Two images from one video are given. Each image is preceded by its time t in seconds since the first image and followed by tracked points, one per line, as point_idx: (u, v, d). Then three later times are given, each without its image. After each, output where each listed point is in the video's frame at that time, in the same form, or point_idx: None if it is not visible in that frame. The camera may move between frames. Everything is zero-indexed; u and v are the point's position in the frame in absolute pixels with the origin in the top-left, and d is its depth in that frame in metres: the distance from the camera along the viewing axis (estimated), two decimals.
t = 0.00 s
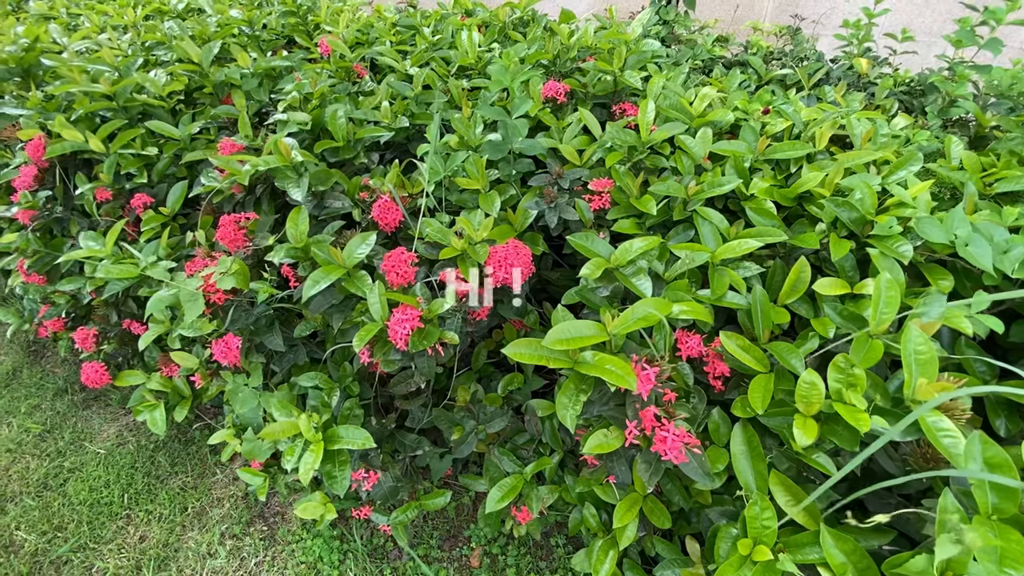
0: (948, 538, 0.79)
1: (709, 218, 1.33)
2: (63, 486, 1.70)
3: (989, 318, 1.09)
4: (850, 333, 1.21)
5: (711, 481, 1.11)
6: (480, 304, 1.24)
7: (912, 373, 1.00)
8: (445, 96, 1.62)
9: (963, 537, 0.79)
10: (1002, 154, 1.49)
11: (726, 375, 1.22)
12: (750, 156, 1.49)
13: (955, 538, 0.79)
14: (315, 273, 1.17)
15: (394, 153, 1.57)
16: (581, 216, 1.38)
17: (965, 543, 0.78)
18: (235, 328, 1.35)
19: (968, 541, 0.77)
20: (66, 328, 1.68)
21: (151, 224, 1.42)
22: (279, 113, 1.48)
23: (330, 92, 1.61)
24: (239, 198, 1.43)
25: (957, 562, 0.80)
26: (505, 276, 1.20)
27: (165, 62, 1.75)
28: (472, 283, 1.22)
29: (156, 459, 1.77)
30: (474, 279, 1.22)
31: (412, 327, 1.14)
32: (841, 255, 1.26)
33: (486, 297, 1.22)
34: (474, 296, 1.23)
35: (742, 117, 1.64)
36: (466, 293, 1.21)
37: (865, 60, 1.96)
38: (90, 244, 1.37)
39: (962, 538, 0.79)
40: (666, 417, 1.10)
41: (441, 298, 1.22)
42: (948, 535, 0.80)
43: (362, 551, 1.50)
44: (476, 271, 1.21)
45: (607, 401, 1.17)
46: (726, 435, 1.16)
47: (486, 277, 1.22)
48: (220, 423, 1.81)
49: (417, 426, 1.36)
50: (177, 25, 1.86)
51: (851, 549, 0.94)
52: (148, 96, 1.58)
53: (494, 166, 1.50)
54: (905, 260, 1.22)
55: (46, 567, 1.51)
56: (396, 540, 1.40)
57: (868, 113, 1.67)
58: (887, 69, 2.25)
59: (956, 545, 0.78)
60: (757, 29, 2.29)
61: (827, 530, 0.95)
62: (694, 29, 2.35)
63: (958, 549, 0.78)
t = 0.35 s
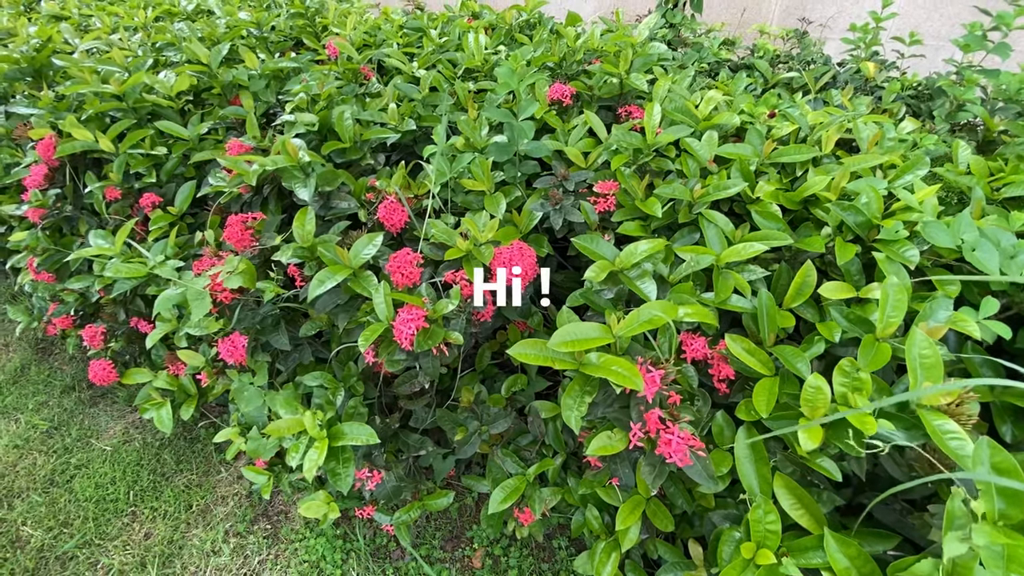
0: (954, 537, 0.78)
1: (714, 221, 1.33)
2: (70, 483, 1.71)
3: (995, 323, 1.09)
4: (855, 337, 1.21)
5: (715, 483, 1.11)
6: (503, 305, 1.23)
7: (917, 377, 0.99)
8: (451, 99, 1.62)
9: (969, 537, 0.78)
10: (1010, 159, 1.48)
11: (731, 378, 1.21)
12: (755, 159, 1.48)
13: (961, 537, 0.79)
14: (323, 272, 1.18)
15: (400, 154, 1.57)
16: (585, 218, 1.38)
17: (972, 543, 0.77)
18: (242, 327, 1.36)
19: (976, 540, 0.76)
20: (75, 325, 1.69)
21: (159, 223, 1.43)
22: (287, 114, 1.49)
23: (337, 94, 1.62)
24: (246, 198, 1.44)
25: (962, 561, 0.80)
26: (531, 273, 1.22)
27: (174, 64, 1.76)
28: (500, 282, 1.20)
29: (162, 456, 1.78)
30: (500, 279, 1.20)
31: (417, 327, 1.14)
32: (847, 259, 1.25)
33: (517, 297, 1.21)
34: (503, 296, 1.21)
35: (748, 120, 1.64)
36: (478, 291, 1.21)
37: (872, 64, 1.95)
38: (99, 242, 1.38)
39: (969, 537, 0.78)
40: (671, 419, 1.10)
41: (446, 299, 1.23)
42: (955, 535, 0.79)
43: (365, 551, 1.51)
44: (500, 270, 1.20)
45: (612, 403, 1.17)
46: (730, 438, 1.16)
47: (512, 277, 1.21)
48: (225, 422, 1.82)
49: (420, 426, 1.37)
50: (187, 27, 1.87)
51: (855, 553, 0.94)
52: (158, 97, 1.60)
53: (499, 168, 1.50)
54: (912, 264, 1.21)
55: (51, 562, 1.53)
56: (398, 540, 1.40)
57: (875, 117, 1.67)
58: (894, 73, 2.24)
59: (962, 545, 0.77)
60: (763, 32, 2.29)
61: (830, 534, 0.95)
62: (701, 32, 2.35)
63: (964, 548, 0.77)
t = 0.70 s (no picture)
0: (959, 550, 0.79)
1: (719, 226, 1.33)
2: (75, 479, 1.73)
3: (1003, 330, 1.08)
4: (861, 343, 1.20)
5: (717, 488, 1.10)
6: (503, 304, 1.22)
7: (922, 385, 0.99)
8: (458, 101, 1.63)
9: (976, 550, 0.78)
10: (1018, 166, 1.47)
11: (734, 383, 1.21)
12: (761, 164, 1.48)
13: (967, 550, 0.79)
14: (327, 273, 1.19)
15: (406, 156, 1.58)
16: (590, 222, 1.38)
17: (977, 556, 0.77)
18: (247, 326, 1.37)
19: (981, 553, 0.76)
20: (83, 323, 1.71)
21: (167, 222, 1.44)
22: (294, 116, 1.50)
23: (344, 96, 1.63)
24: (253, 199, 1.45)
25: (966, 570, 0.78)
26: (531, 274, 1.21)
27: (185, 65, 1.78)
28: (500, 282, 1.19)
29: (167, 454, 1.79)
30: (500, 278, 1.20)
31: (421, 327, 1.15)
32: (852, 264, 1.25)
33: (517, 297, 1.20)
34: (502, 296, 1.20)
35: (754, 124, 1.64)
36: (478, 291, 1.20)
37: (880, 70, 1.95)
38: (108, 241, 1.40)
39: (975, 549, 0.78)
40: (674, 423, 1.09)
41: (450, 300, 1.23)
42: (960, 547, 0.79)
43: (366, 551, 1.51)
44: (500, 269, 1.20)
45: (615, 406, 1.17)
46: (734, 443, 1.15)
47: (512, 277, 1.20)
48: (230, 421, 1.83)
49: (423, 427, 1.37)
50: (198, 29, 1.89)
51: (858, 561, 0.93)
52: (168, 98, 1.61)
53: (505, 171, 1.51)
54: (918, 270, 1.21)
55: (56, 558, 1.54)
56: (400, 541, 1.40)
57: (882, 123, 1.66)
58: (902, 78, 2.24)
59: (967, 558, 0.77)
60: (770, 37, 2.29)
61: (833, 541, 0.94)
62: (708, 37, 2.35)
63: (969, 562, 0.77)
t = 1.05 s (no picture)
0: (959, 555, 0.79)
1: (726, 231, 1.32)
2: (82, 476, 1.74)
3: (1011, 339, 1.07)
4: (867, 351, 1.20)
5: (721, 495, 1.09)
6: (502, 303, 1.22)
7: (929, 393, 0.97)
8: (465, 105, 1.64)
9: (975, 555, 0.78)
10: None
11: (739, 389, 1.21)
12: (768, 170, 1.48)
13: (966, 555, 0.79)
14: (334, 273, 1.20)
15: (414, 159, 1.59)
16: (596, 226, 1.38)
17: (977, 562, 0.77)
18: (254, 326, 1.38)
19: (980, 559, 0.76)
20: (92, 321, 1.72)
21: (176, 222, 1.45)
22: (304, 118, 1.51)
23: (353, 99, 1.64)
24: (262, 200, 1.46)
25: None
26: (532, 275, 1.21)
27: (196, 67, 1.80)
28: (499, 281, 1.20)
29: (172, 452, 1.80)
30: (500, 278, 1.20)
31: (426, 328, 1.15)
32: (860, 271, 1.24)
33: (516, 297, 1.20)
34: (502, 296, 1.20)
35: (762, 130, 1.64)
36: (478, 290, 1.20)
37: (889, 77, 1.94)
38: (118, 240, 1.41)
39: (975, 554, 0.78)
40: (678, 428, 1.09)
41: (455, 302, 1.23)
42: (960, 552, 0.79)
43: (368, 553, 1.51)
44: (500, 269, 1.20)
45: (619, 410, 1.17)
46: (738, 449, 1.15)
47: (512, 276, 1.20)
48: (236, 420, 1.84)
49: (427, 429, 1.37)
50: (210, 31, 1.92)
51: (862, 570, 0.93)
52: (179, 99, 1.63)
53: (511, 175, 1.51)
54: (926, 278, 1.20)
55: (61, 554, 1.55)
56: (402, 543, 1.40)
57: (891, 130, 1.66)
58: (912, 85, 2.23)
59: (966, 562, 0.77)
60: (779, 43, 2.29)
61: (838, 550, 0.94)
62: (716, 42, 2.35)
63: (969, 567, 0.77)
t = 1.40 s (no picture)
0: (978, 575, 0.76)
1: (738, 239, 1.32)
2: (92, 474, 1.75)
3: None
4: (881, 362, 1.18)
5: (732, 505, 1.08)
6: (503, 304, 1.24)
7: (945, 405, 0.96)
8: (477, 111, 1.65)
9: None
10: None
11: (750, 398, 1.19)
12: (781, 178, 1.47)
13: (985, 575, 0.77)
14: (346, 275, 1.20)
15: (425, 164, 1.59)
16: (607, 232, 1.38)
17: None
18: (265, 327, 1.39)
19: None
20: (105, 321, 1.74)
21: (190, 224, 1.46)
22: (317, 123, 1.53)
23: (367, 104, 1.66)
24: (275, 203, 1.47)
25: None
26: (533, 274, 1.21)
27: (213, 72, 1.82)
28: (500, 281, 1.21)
29: (181, 452, 1.81)
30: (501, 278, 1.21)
31: (436, 332, 1.15)
32: (874, 281, 1.23)
33: (516, 297, 1.21)
34: (502, 296, 1.21)
35: (774, 139, 1.63)
36: (478, 289, 1.21)
37: (903, 86, 1.93)
38: (134, 240, 1.43)
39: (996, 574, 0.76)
40: (689, 437, 1.08)
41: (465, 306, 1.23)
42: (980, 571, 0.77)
43: (374, 557, 1.51)
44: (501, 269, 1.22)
45: (629, 418, 1.16)
46: (749, 459, 1.14)
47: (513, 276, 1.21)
48: (244, 421, 1.84)
49: (435, 433, 1.37)
50: (226, 37, 1.95)
51: None
52: (196, 103, 1.65)
53: (523, 181, 1.52)
54: (942, 289, 1.19)
55: (71, 551, 1.56)
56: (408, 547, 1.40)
57: (905, 139, 1.64)
58: (927, 95, 2.21)
59: None
60: (791, 52, 2.28)
61: (852, 564, 0.92)
62: (728, 51, 2.35)
63: None
